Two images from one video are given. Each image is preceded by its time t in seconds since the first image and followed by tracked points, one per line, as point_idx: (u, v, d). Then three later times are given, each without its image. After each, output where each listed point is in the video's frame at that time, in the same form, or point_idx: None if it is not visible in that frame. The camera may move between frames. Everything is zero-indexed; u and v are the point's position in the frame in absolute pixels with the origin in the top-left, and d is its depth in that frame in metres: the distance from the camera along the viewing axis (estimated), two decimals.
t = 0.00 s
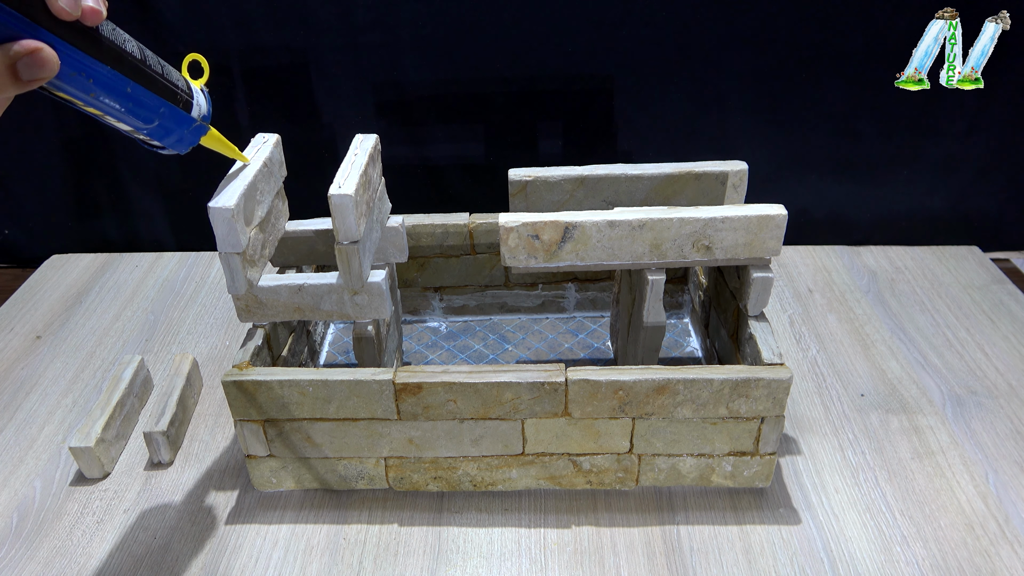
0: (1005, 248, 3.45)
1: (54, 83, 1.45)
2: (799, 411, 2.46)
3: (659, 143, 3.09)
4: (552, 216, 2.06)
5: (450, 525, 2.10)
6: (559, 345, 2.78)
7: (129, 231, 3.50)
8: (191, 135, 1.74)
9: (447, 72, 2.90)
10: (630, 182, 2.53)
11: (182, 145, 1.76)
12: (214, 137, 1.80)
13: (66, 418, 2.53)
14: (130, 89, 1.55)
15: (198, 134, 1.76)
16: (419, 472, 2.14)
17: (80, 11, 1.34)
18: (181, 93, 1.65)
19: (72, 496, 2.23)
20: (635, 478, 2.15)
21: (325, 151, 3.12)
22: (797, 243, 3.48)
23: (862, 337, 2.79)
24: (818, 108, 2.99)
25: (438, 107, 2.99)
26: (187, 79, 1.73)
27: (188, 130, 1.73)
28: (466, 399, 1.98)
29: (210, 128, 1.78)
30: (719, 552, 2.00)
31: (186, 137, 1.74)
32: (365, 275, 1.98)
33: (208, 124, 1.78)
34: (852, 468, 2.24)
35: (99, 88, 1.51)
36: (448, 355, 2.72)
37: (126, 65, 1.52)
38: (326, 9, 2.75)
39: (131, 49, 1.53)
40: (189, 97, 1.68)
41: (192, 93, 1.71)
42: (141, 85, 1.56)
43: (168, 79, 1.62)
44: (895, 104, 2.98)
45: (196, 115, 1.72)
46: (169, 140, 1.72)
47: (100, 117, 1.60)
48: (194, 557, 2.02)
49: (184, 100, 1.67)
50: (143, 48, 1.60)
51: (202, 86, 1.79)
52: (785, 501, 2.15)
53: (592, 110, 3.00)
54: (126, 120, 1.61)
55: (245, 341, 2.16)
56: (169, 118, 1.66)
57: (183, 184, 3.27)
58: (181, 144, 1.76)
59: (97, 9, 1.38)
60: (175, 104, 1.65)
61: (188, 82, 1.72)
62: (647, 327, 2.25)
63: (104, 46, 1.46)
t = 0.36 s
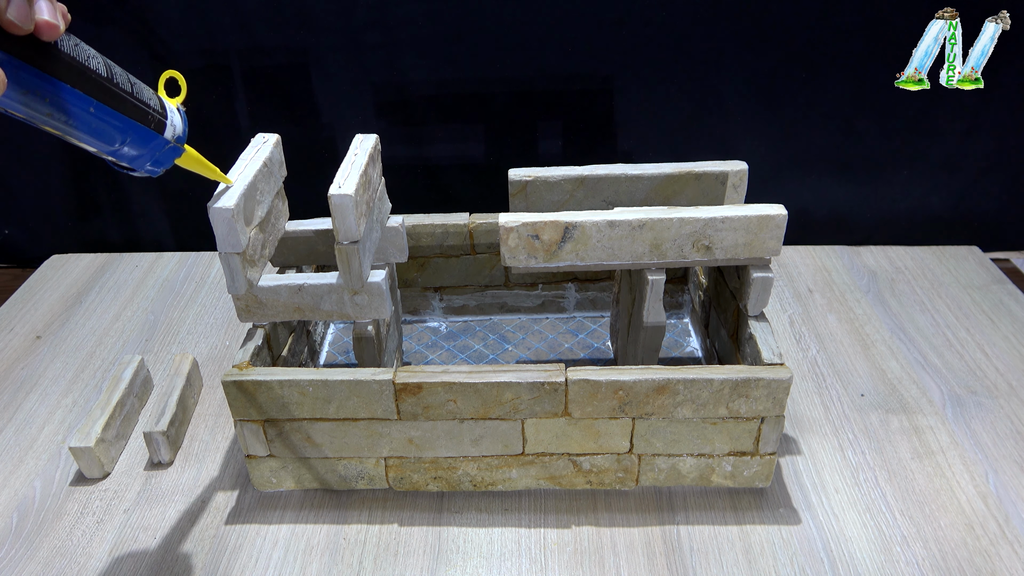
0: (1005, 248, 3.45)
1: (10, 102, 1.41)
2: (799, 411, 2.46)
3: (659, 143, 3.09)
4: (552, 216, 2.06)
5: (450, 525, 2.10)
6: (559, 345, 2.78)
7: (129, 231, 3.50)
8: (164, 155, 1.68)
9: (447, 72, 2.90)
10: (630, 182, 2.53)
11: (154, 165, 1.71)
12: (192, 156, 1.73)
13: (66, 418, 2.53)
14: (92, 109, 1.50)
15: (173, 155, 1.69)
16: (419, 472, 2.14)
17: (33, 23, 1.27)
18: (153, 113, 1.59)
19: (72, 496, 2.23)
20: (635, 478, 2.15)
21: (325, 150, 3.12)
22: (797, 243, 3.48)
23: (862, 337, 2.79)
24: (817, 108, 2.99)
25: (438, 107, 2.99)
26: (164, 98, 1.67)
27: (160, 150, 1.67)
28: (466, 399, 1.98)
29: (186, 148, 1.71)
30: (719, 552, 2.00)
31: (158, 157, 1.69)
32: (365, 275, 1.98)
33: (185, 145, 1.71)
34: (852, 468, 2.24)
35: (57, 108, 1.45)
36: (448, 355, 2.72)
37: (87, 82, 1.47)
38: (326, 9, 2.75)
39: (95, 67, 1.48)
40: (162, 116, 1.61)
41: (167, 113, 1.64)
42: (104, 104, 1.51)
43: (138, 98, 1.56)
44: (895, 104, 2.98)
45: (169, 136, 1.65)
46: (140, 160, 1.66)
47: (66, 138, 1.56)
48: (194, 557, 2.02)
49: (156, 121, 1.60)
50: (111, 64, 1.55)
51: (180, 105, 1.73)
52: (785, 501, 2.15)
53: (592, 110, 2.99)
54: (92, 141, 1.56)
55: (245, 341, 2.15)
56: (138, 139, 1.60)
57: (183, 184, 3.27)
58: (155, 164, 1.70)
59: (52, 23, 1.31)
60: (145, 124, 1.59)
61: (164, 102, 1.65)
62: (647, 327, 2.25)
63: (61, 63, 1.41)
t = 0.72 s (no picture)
0: (1005, 248, 3.45)
1: None
2: (798, 411, 2.46)
3: (659, 143, 3.09)
4: (552, 216, 2.06)
5: (450, 525, 2.10)
6: (559, 345, 2.78)
7: (129, 230, 3.49)
8: (150, 160, 1.68)
9: (447, 71, 2.90)
10: (630, 182, 2.53)
11: (144, 170, 1.70)
12: (183, 164, 1.69)
13: (66, 418, 2.53)
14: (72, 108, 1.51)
15: (159, 161, 1.68)
16: (419, 472, 2.14)
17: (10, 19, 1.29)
18: (138, 116, 1.59)
19: (72, 496, 2.23)
20: (635, 478, 2.15)
21: (325, 150, 3.12)
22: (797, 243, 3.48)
23: (862, 337, 2.79)
24: (817, 108, 2.99)
25: (438, 107, 2.99)
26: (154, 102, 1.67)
27: (148, 155, 1.66)
28: (466, 399, 1.98)
29: (175, 153, 1.69)
30: (719, 552, 2.00)
31: (146, 163, 1.68)
32: (365, 275, 1.98)
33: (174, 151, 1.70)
34: (852, 468, 2.24)
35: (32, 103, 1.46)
36: (448, 355, 2.72)
37: (67, 81, 1.47)
38: (326, 9, 2.75)
39: (77, 65, 1.48)
40: (149, 120, 1.61)
41: (155, 117, 1.64)
42: (85, 104, 1.52)
43: (124, 100, 1.56)
44: (895, 104, 2.98)
45: (157, 141, 1.65)
46: (126, 164, 1.66)
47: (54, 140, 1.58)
48: (194, 557, 2.02)
49: (142, 124, 1.60)
50: (97, 65, 1.55)
51: (171, 110, 1.73)
52: (785, 501, 2.15)
53: (592, 110, 2.99)
54: (72, 142, 1.57)
55: (245, 341, 2.16)
56: (121, 141, 1.60)
57: (183, 184, 3.27)
58: (140, 170, 1.70)
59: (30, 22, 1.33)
60: (130, 127, 1.59)
61: (153, 105, 1.65)
62: (647, 327, 2.25)
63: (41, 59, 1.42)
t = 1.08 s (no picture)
0: (1005, 248, 3.46)
1: (105, 61, 1.50)
2: (798, 411, 2.46)
3: (659, 143, 3.09)
4: (552, 216, 2.06)
5: (450, 525, 2.10)
6: (559, 345, 2.78)
7: (129, 231, 3.49)
8: (218, 115, 1.76)
9: (447, 72, 2.90)
10: (630, 182, 2.53)
11: (211, 123, 1.78)
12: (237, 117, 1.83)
13: (66, 418, 2.53)
14: (169, 70, 1.58)
15: (224, 115, 1.78)
16: (419, 472, 2.14)
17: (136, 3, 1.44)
18: (213, 76, 1.67)
19: (72, 496, 2.23)
20: (635, 478, 2.15)
21: (325, 151, 3.13)
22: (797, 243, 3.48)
23: (862, 337, 2.79)
24: (817, 108, 2.99)
25: (438, 108, 2.99)
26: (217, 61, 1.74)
27: (216, 110, 1.75)
28: (466, 399, 1.98)
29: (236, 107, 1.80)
30: (719, 552, 2.00)
31: (215, 116, 1.77)
32: (365, 275, 1.98)
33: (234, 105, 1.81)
34: (852, 468, 2.24)
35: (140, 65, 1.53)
36: (448, 355, 2.72)
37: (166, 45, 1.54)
38: (326, 9, 2.75)
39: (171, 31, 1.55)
40: (220, 79, 1.70)
41: (223, 76, 1.73)
42: (180, 66, 1.59)
43: (202, 61, 1.64)
44: (895, 104, 2.98)
45: (225, 97, 1.74)
46: (198, 118, 1.74)
47: (142, 95, 1.64)
48: (194, 557, 2.02)
49: (216, 83, 1.69)
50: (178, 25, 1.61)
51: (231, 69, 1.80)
52: (785, 501, 2.15)
53: (592, 110, 3.00)
54: (161, 98, 1.64)
55: (245, 341, 2.15)
56: (201, 99, 1.69)
57: (183, 184, 3.27)
58: (206, 122, 1.77)
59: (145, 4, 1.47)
60: (208, 85, 1.68)
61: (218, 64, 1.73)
62: (647, 327, 2.25)
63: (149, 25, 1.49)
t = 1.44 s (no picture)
0: (1005, 248, 3.45)
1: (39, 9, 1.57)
2: (799, 411, 2.46)
3: (659, 143, 3.09)
4: (552, 216, 2.06)
5: (450, 525, 2.10)
6: (559, 345, 2.78)
7: (129, 231, 3.49)
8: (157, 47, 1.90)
9: (447, 72, 2.90)
10: (630, 182, 2.53)
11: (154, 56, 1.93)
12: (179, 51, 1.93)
13: (66, 418, 2.53)
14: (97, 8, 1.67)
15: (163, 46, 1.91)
16: (419, 472, 2.14)
17: None
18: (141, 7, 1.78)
19: (72, 496, 2.23)
20: (635, 478, 2.15)
21: (325, 151, 3.12)
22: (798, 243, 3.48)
23: (862, 337, 2.79)
24: (817, 108, 2.99)
25: (438, 108, 2.99)
26: None
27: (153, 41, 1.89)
28: (466, 399, 1.98)
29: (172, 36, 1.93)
30: (719, 552, 2.00)
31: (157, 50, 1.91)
32: (365, 275, 1.98)
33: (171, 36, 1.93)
34: (852, 468, 2.24)
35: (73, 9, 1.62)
36: (448, 355, 2.72)
37: None
38: (326, 9, 2.76)
39: None
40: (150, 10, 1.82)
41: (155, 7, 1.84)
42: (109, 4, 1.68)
43: None
44: (895, 104, 2.98)
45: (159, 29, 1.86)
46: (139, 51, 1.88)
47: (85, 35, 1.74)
48: (194, 557, 2.02)
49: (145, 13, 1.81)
50: None
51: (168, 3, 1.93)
52: (785, 501, 2.14)
53: (592, 110, 2.99)
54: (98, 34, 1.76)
55: (246, 341, 2.15)
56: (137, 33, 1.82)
57: (183, 184, 3.27)
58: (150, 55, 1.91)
59: None
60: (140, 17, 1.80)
61: None
62: (647, 327, 2.25)
63: None
